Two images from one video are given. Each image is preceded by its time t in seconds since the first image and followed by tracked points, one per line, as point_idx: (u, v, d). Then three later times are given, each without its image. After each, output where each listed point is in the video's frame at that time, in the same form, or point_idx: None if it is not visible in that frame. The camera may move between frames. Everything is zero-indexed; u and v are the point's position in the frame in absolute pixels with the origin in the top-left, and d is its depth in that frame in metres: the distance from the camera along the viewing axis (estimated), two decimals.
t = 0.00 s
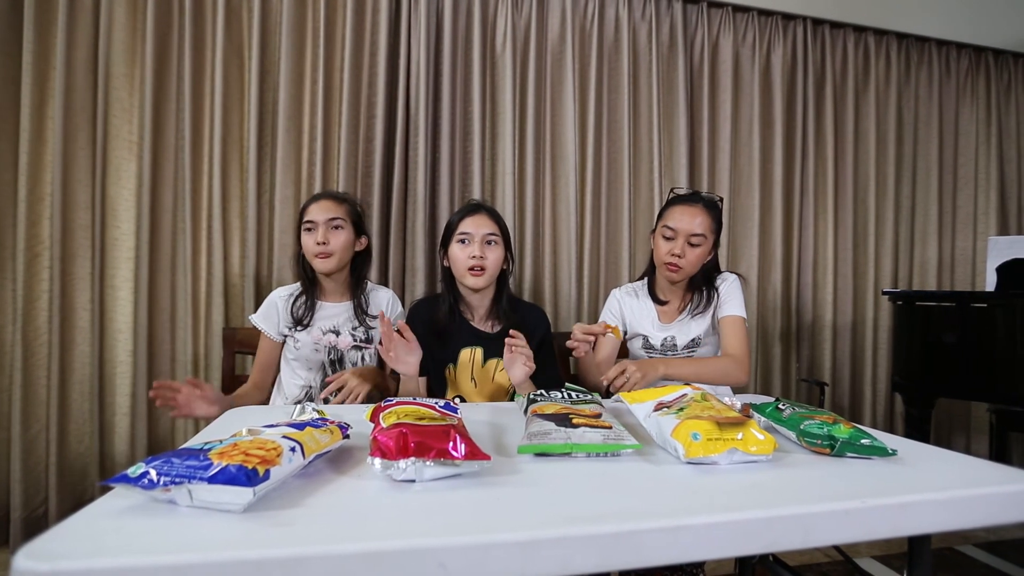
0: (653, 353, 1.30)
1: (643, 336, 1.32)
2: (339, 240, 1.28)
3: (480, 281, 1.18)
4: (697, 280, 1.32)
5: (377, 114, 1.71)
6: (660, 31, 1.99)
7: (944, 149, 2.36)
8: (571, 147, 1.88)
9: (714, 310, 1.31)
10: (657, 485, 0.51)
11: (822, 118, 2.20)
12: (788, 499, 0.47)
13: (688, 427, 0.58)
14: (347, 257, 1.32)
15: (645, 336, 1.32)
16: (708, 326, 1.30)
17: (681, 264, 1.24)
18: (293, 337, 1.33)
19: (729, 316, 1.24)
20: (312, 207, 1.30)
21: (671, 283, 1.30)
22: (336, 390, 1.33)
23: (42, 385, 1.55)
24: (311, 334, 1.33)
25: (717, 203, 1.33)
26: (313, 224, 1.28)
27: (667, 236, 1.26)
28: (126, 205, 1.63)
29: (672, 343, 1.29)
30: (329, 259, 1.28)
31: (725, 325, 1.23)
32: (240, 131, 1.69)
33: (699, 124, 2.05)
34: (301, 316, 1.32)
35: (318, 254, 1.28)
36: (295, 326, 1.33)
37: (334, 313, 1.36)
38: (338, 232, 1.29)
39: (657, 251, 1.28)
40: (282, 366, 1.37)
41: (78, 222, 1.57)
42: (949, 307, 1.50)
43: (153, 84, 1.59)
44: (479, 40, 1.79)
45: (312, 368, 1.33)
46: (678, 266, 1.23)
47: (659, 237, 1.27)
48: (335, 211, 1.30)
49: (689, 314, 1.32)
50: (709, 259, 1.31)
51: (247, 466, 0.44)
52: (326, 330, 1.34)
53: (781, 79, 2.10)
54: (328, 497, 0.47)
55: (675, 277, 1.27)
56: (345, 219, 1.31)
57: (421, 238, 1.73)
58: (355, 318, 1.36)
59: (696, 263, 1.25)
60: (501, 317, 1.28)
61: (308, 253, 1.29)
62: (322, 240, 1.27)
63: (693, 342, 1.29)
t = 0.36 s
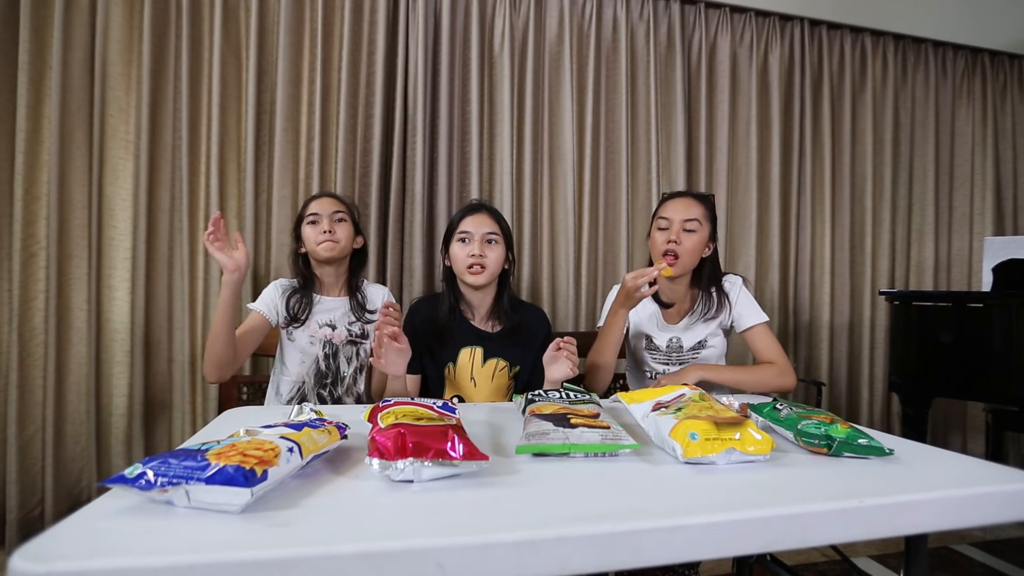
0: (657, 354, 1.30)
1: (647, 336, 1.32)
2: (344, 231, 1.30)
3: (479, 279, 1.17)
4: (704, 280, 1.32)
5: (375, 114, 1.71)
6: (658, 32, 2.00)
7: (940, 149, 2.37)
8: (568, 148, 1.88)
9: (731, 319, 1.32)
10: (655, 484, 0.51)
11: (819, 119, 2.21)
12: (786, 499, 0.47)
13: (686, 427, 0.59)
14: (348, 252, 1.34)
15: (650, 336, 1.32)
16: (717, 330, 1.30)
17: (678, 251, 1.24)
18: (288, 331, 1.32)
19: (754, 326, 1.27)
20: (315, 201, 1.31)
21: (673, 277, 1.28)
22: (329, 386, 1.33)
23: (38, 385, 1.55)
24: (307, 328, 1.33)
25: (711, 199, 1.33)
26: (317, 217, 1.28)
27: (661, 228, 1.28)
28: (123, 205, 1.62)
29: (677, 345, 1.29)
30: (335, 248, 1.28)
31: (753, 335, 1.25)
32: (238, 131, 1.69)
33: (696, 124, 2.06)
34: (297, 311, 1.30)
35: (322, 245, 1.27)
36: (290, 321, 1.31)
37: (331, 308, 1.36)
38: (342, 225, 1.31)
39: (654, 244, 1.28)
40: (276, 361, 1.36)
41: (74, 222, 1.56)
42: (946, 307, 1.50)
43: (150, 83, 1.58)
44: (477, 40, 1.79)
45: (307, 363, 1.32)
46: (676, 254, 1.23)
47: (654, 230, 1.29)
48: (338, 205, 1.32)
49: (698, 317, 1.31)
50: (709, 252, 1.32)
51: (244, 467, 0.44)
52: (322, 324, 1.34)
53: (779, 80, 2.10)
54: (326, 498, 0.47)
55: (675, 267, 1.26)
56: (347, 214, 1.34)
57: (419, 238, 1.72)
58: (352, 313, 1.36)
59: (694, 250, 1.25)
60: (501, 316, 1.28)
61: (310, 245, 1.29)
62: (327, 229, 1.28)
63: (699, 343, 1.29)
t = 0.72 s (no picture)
0: (661, 359, 1.31)
1: (651, 341, 1.32)
2: (337, 235, 1.29)
3: (479, 279, 1.17)
4: (706, 280, 1.33)
5: (371, 114, 1.71)
6: (654, 32, 2.00)
7: (934, 150, 2.39)
8: (565, 148, 1.88)
9: (734, 322, 1.32)
10: (651, 484, 0.51)
11: (813, 120, 2.22)
12: (781, 498, 0.47)
13: (682, 427, 0.59)
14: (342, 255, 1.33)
15: (654, 340, 1.32)
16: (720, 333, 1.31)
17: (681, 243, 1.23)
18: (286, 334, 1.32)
19: (756, 330, 1.27)
20: (306, 205, 1.30)
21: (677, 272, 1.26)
22: (332, 386, 1.33)
23: (31, 385, 1.54)
24: (306, 330, 1.32)
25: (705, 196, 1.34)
26: (310, 221, 1.28)
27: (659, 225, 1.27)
28: (117, 205, 1.61)
29: (681, 349, 1.30)
30: (328, 253, 1.27)
31: (755, 341, 1.26)
32: (233, 131, 1.68)
33: (692, 125, 2.06)
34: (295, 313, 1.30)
35: (316, 249, 1.27)
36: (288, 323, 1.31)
37: (329, 308, 1.36)
38: (335, 228, 1.30)
39: (654, 242, 1.26)
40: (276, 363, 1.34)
41: (67, 221, 1.55)
42: (939, 307, 1.51)
43: (144, 82, 1.58)
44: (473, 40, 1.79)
45: (308, 364, 1.33)
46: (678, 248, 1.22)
47: (652, 227, 1.28)
48: (330, 208, 1.31)
49: (700, 318, 1.32)
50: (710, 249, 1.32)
51: (240, 467, 0.44)
52: (321, 325, 1.34)
53: (774, 81, 2.11)
54: (322, 498, 0.47)
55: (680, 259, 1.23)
56: (339, 216, 1.33)
57: (415, 237, 1.72)
58: (350, 311, 1.36)
59: (696, 240, 1.23)
60: (498, 317, 1.28)
61: (305, 250, 1.28)
62: (321, 234, 1.27)
63: (703, 347, 1.29)
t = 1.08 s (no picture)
0: (656, 361, 1.32)
1: (645, 342, 1.33)
2: (335, 251, 1.29)
3: (473, 282, 1.17)
4: (701, 281, 1.33)
5: (367, 114, 1.71)
6: (650, 33, 2.01)
7: (928, 151, 2.40)
8: (561, 148, 1.89)
9: (730, 323, 1.33)
10: (647, 484, 0.51)
11: (809, 121, 2.23)
12: (776, 498, 0.47)
13: (677, 427, 0.59)
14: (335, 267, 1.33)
15: (649, 343, 1.32)
16: (715, 333, 1.31)
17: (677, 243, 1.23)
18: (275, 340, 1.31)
19: (753, 330, 1.28)
20: (311, 213, 1.28)
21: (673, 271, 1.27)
22: (323, 391, 1.32)
23: (24, 386, 1.53)
24: (295, 336, 1.32)
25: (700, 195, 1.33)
26: (311, 232, 1.27)
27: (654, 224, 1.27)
28: (111, 204, 1.60)
29: (677, 350, 1.30)
30: (324, 268, 1.28)
31: (751, 342, 1.27)
32: (228, 130, 1.68)
33: (688, 125, 2.07)
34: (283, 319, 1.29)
35: (312, 262, 1.27)
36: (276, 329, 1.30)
37: (317, 314, 1.35)
38: (334, 244, 1.30)
39: (651, 242, 1.26)
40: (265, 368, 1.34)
41: (61, 220, 1.54)
42: (933, 306, 1.52)
43: (139, 82, 1.57)
44: (469, 40, 1.79)
45: (298, 370, 1.32)
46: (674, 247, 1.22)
47: (647, 227, 1.28)
48: (332, 221, 1.31)
49: (695, 318, 1.32)
50: (704, 249, 1.32)
51: (234, 468, 0.44)
52: (310, 330, 1.33)
53: (769, 81, 2.12)
54: (318, 499, 0.47)
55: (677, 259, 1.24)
56: (339, 230, 1.33)
57: (411, 238, 1.72)
58: (339, 318, 1.35)
59: (692, 240, 1.24)
60: (493, 317, 1.27)
61: (299, 258, 1.27)
62: (320, 249, 1.27)
63: (699, 349, 1.30)
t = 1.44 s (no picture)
0: (654, 360, 1.32)
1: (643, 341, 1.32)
2: (339, 249, 1.32)
3: (471, 284, 1.18)
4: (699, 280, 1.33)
5: (365, 114, 1.70)
6: (648, 33, 2.01)
7: (925, 152, 2.41)
8: (559, 149, 1.89)
9: (728, 322, 1.33)
10: (645, 484, 0.51)
11: (806, 121, 2.23)
12: (774, 497, 0.47)
13: (675, 427, 0.59)
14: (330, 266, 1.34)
15: (647, 342, 1.32)
16: (714, 332, 1.31)
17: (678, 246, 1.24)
18: (255, 344, 1.32)
19: (751, 330, 1.28)
20: (323, 207, 1.31)
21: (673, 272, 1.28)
22: (304, 399, 1.33)
23: (20, 386, 1.52)
24: (275, 341, 1.32)
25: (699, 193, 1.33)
26: (322, 223, 1.29)
27: (656, 225, 1.27)
28: (107, 204, 1.59)
29: (675, 349, 1.30)
30: (325, 262, 1.29)
31: (750, 342, 1.27)
32: (226, 130, 1.67)
33: (686, 126, 2.07)
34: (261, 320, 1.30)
35: (317, 251, 1.27)
36: (256, 332, 1.32)
37: (298, 319, 1.33)
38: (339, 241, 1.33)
39: (652, 242, 1.27)
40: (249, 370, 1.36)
41: (58, 220, 1.54)
42: (929, 306, 1.53)
43: (136, 81, 1.56)
44: (467, 41, 1.79)
45: (279, 376, 1.32)
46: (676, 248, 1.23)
47: (648, 227, 1.28)
48: (340, 219, 1.34)
49: (694, 318, 1.32)
50: (704, 249, 1.32)
51: (231, 469, 0.43)
52: (291, 336, 1.33)
53: (767, 82, 2.12)
54: (316, 499, 0.46)
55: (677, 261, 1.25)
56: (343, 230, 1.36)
57: (409, 237, 1.72)
58: (321, 324, 1.34)
59: (693, 242, 1.24)
60: (489, 317, 1.27)
61: (304, 246, 1.27)
62: (329, 241, 1.29)
63: (697, 347, 1.30)
